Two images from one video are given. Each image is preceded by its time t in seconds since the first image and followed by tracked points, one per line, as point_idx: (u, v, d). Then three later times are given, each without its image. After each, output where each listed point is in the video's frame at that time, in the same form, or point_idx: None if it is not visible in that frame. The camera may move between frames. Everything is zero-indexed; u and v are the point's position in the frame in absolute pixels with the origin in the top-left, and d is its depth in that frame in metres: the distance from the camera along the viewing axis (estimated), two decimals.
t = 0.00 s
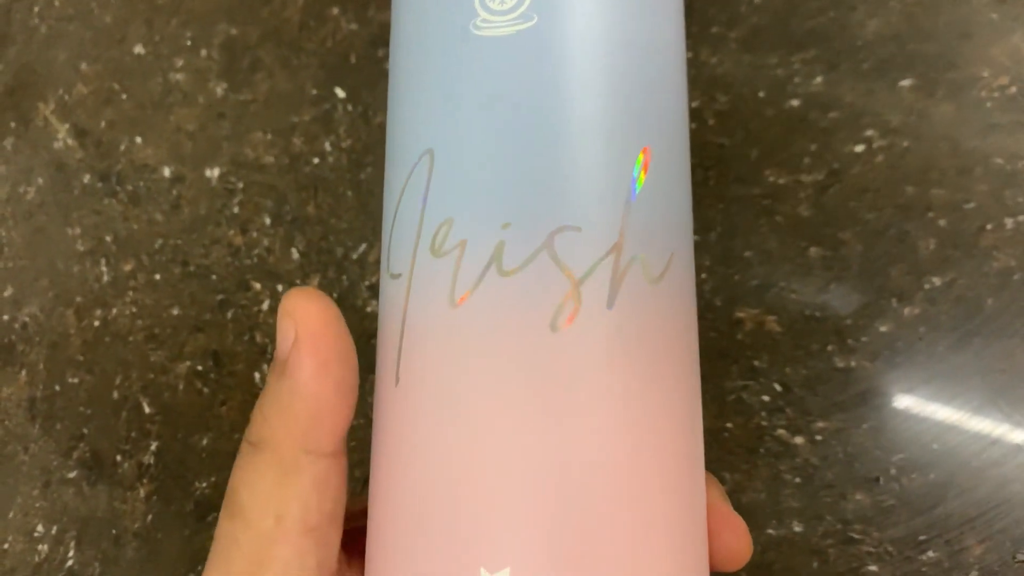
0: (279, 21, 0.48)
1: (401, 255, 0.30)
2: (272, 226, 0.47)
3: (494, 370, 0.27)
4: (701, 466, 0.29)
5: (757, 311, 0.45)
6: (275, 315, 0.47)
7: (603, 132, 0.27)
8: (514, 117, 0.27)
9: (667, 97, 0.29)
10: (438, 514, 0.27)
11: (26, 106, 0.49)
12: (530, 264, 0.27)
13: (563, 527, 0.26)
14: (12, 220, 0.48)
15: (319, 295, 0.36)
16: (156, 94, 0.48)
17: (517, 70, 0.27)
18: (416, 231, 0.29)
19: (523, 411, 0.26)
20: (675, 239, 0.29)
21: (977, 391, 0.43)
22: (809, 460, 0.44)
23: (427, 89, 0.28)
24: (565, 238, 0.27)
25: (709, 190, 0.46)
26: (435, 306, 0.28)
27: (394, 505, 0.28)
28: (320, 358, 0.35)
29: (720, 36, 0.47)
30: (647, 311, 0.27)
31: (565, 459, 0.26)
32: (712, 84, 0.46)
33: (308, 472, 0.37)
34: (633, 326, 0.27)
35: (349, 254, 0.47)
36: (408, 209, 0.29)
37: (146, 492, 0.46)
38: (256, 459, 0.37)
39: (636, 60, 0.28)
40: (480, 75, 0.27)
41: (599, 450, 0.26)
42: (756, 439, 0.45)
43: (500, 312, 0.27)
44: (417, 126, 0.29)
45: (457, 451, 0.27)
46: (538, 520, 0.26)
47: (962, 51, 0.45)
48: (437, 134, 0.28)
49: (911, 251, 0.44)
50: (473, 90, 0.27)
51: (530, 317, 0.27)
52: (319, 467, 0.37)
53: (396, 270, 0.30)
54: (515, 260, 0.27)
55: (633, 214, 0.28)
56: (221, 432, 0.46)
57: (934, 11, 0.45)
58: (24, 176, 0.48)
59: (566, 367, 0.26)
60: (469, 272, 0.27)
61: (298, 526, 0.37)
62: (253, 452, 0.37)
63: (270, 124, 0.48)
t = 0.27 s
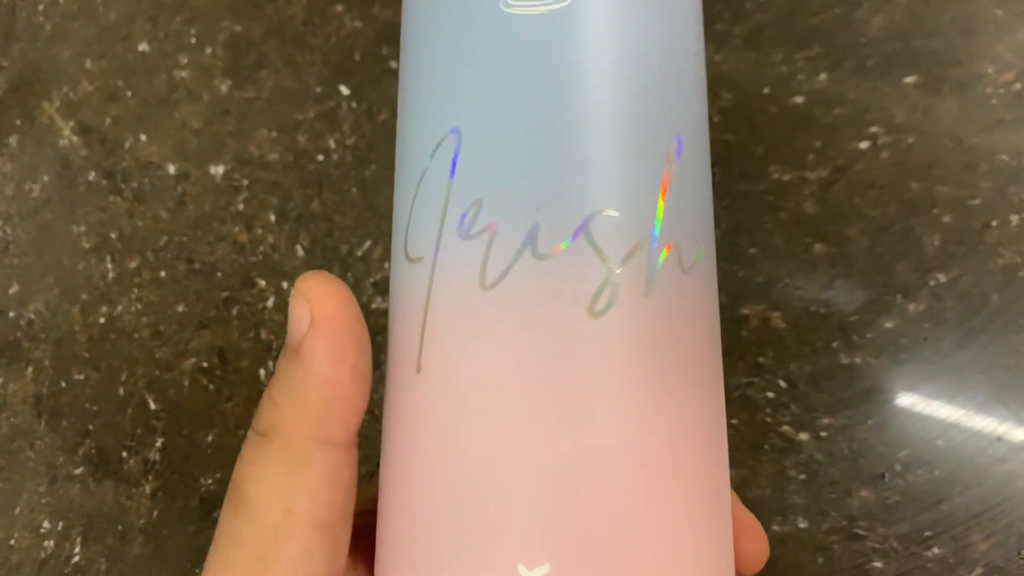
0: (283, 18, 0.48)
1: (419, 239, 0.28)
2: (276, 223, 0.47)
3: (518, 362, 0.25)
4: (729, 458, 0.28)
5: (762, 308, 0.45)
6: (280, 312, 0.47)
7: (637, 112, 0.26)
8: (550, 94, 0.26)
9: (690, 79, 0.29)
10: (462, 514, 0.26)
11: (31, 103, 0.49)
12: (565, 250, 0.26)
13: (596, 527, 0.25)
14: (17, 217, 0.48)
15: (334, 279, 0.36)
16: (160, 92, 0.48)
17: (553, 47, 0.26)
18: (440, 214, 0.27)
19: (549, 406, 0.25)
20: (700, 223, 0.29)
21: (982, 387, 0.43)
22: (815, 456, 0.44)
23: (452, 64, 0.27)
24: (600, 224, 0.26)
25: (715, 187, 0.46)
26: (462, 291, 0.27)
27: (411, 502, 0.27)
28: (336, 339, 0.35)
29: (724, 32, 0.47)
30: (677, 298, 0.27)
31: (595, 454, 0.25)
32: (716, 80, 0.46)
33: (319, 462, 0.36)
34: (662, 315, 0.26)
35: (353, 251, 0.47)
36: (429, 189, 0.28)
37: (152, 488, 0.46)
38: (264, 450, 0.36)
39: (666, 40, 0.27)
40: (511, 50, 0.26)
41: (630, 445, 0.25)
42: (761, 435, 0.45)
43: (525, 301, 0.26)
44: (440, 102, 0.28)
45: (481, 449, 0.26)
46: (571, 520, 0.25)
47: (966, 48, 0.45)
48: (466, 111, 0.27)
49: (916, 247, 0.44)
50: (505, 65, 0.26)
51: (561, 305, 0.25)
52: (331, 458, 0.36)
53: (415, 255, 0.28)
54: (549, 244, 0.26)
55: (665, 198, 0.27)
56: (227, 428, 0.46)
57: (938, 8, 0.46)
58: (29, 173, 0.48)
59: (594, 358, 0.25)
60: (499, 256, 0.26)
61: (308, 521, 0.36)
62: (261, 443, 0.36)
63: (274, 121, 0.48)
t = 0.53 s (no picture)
0: (285, 15, 0.48)
1: (435, 258, 0.28)
2: (278, 220, 0.47)
3: (546, 393, 0.26)
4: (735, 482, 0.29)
5: (765, 304, 0.45)
6: (281, 310, 0.47)
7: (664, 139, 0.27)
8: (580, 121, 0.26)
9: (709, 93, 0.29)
10: (486, 543, 0.26)
11: (33, 101, 0.49)
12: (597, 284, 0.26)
13: (625, 556, 0.25)
14: (19, 214, 0.48)
15: (336, 295, 0.35)
16: (162, 89, 0.48)
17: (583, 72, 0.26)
18: (461, 235, 0.27)
19: (578, 437, 0.25)
20: (716, 242, 0.29)
21: (986, 384, 0.43)
22: (817, 452, 0.44)
23: (474, 80, 0.27)
24: (631, 257, 0.26)
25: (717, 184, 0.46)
26: (487, 316, 0.27)
27: (426, 529, 0.27)
28: (343, 362, 0.34)
29: (727, 29, 0.46)
30: (696, 327, 0.28)
31: (622, 484, 0.25)
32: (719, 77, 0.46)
33: (330, 488, 0.36)
34: (681, 346, 0.27)
35: (355, 248, 0.47)
36: (448, 211, 0.28)
37: (153, 485, 0.46)
38: (272, 477, 0.35)
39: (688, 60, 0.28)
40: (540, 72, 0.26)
41: (656, 476, 0.26)
42: (763, 432, 0.44)
43: (553, 332, 0.26)
44: (460, 120, 0.27)
45: (506, 478, 0.26)
46: (600, 550, 0.25)
47: (970, 44, 0.45)
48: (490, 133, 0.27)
49: (919, 244, 0.44)
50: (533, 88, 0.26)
51: (590, 338, 0.26)
52: (339, 484, 0.36)
53: (431, 274, 0.28)
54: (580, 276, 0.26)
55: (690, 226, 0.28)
56: (228, 426, 0.46)
57: (942, 4, 0.45)
58: (30, 171, 0.48)
59: (621, 391, 0.26)
60: (528, 284, 0.26)
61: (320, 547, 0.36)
62: (268, 469, 0.36)
63: (276, 118, 0.48)
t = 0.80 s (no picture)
0: (283, 13, 0.48)
1: (428, 281, 0.29)
2: (276, 219, 0.47)
3: (546, 419, 0.27)
4: (728, 490, 0.31)
5: (766, 303, 0.44)
6: (279, 309, 0.47)
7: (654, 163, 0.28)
8: (575, 153, 0.27)
9: (699, 111, 0.30)
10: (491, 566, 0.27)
11: (30, 99, 0.48)
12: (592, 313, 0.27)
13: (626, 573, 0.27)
14: (15, 213, 0.48)
15: (331, 324, 0.36)
16: (159, 87, 0.48)
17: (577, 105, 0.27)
18: (454, 263, 0.28)
19: (578, 462, 0.27)
20: (706, 256, 0.30)
21: (989, 383, 0.43)
22: (820, 452, 0.44)
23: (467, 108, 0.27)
24: (626, 284, 0.28)
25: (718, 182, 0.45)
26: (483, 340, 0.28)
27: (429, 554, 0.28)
28: (339, 395, 0.34)
29: (728, 26, 0.46)
30: (687, 349, 0.29)
31: (621, 505, 0.27)
32: (720, 75, 0.46)
33: (331, 516, 0.37)
34: (670, 369, 0.29)
35: (354, 247, 0.47)
36: (440, 236, 0.29)
37: (151, 486, 0.46)
38: (273, 504, 0.37)
39: (676, 83, 0.29)
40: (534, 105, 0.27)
41: (651, 496, 0.27)
42: (766, 432, 0.44)
43: (550, 358, 0.27)
44: (453, 148, 0.28)
45: (509, 502, 0.27)
46: (599, 562, 0.26)
47: (973, 41, 0.45)
48: (484, 162, 0.27)
49: (922, 242, 0.44)
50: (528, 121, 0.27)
51: (587, 364, 0.27)
52: (342, 513, 0.37)
53: (424, 301, 0.29)
54: (573, 305, 0.27)
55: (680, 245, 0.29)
56: (226, 426, 0.46)
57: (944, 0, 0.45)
58: (27, 169, 0.48)
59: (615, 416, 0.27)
60: (523, 310, 0.27)
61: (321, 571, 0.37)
62: (270, 496, 0.37)
63: (274, 117, 0.48)
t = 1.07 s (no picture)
0: (283, 12, 0.48)
1: (408, 291, 0.29)
2: (276, 218, 0.47)
3: (533, 425, 0.27)
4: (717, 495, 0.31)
5: (767, 302, 0.44)
6: (279, 308, 0.47)
7: (636, 171, 0.28)
8: (556, 164, 0.27)
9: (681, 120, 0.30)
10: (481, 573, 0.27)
11: (29, 98, 0.48)
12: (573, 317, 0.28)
13: None
14: (15, 213, 0.48)
15: (313, 337, 0.36)
16: (159, 86, 0.48)
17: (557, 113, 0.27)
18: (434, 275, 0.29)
19: (565, 469, 0.27)
20: (691, 267, 0.31)
21: (990, 382, 0.43)
22: (821, 452, 0.43)
23: (447, 117, 0.28)
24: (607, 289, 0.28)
25: (719, 180, 0.45)
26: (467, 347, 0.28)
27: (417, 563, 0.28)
28: (323, 410, 0.34)
29: (728, 24, 0.46)
30: (669, 356, 0.30)
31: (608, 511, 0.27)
32: (720, 73, 0.46)
33: (322, 528, 0.37)
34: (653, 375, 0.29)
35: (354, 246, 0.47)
36: (419, 246, 0.29)
37: (151, 485, 0.46)
38: (264, 516, 0.37)
39: (656, 89, 0.29)
40: (516, 116, 0.27)
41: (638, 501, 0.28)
42: (766, 431, 0.44)
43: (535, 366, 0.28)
44: (434, 158, 0.28)
45: (498, 509, 0.27)
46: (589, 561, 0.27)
47: (974, 39, 0.45)
48: (465, 171, 0.28)
49: (923, 240, 0.44)
50: (509, 129, 0.27)
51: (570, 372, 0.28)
52: (332, 525, 0.37)
53: (404, 314, 0.30)
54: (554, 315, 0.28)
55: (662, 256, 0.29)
56: (226, 425, 0.46)
57: None
58: (26, 169, 0.48)
59: (602, 424, 0.28)
60: (505, 320, 0.28)
61: None
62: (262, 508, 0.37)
63: (273, 116, 0.47)
